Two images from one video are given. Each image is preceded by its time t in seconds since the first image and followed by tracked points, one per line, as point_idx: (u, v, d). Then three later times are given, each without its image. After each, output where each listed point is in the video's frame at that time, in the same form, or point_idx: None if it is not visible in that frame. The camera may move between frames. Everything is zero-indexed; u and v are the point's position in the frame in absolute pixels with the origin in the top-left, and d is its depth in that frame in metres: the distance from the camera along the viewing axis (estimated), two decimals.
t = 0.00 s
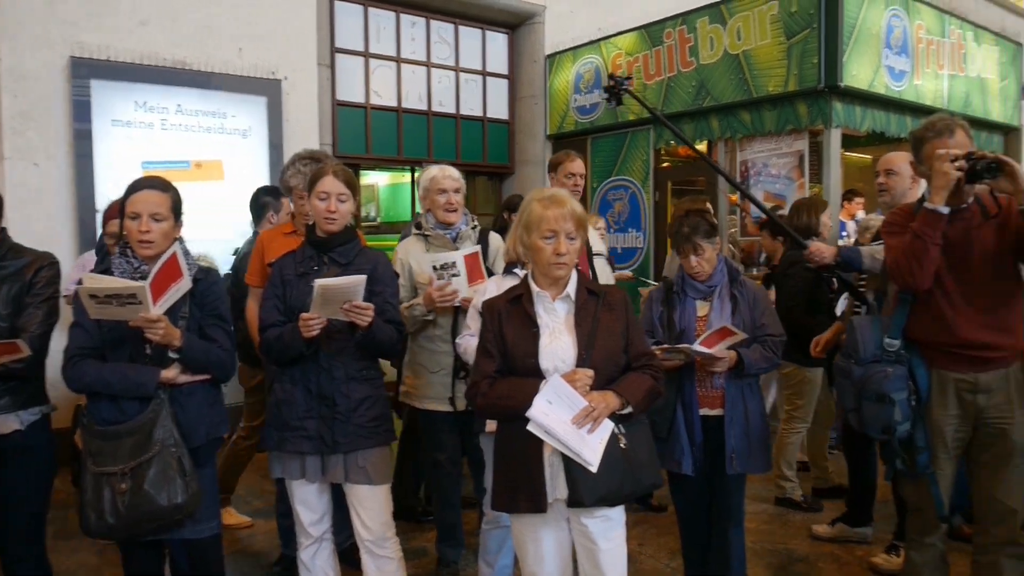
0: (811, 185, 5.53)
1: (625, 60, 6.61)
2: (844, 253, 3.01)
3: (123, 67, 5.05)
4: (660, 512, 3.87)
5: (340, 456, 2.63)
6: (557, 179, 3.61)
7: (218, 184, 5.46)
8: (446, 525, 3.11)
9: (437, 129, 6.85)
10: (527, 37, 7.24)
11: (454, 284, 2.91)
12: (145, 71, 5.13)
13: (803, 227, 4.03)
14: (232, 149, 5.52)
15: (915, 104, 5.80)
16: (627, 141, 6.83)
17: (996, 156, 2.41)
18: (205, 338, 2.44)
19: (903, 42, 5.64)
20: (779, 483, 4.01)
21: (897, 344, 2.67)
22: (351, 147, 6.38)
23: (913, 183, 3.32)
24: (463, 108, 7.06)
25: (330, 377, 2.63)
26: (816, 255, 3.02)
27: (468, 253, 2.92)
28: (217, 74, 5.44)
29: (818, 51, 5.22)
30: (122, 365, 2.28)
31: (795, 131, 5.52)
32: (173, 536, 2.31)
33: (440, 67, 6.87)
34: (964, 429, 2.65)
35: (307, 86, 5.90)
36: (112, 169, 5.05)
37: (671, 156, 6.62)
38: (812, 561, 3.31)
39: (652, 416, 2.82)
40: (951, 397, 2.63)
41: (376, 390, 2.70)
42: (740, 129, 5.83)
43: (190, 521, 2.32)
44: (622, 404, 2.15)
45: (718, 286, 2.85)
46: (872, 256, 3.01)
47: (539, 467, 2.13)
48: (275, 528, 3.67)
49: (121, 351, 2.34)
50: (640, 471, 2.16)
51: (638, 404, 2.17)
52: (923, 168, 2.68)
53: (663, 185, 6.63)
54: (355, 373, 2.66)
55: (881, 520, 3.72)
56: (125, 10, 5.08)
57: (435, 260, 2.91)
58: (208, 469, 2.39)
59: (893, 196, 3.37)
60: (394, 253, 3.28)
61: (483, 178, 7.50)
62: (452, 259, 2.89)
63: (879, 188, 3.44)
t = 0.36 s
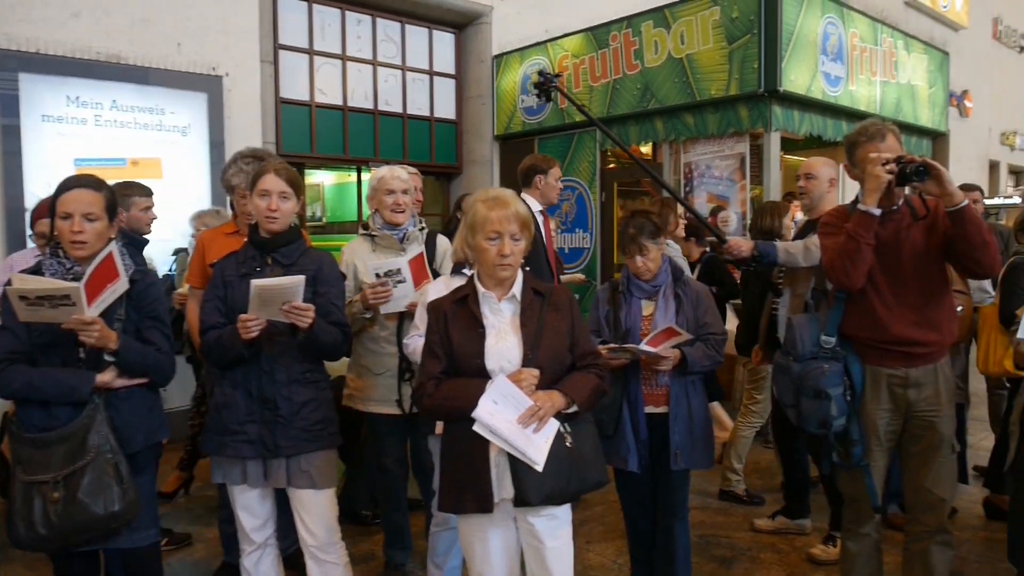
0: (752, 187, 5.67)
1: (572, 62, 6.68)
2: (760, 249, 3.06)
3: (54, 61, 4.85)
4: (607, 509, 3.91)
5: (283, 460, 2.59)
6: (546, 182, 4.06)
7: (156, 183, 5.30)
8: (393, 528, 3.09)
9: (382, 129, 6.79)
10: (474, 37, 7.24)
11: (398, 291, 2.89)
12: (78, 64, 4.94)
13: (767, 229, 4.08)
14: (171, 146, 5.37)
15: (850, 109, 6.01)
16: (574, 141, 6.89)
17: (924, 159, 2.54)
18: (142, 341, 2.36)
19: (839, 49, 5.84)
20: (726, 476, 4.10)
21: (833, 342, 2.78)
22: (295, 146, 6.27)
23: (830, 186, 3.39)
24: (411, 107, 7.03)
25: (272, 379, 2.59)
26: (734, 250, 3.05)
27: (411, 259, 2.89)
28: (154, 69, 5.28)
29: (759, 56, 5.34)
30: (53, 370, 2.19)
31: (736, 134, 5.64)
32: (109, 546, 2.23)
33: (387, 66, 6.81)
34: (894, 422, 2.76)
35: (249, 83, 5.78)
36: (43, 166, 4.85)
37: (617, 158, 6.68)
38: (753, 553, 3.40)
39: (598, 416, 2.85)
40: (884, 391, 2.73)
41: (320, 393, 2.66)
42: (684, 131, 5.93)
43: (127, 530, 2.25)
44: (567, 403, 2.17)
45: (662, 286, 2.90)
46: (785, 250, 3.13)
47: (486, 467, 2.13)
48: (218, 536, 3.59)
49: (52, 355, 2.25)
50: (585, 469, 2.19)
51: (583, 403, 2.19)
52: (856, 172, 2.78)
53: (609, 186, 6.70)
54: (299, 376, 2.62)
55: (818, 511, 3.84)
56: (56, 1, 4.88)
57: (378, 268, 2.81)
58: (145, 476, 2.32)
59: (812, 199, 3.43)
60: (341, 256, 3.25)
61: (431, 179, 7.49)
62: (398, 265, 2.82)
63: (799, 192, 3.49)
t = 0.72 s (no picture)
0: (718, 187, 5.73)
1: (540, 63, 6.72)
2: (704, 241, 3.25)
3: (9, 56, 4.71)
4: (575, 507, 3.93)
5: (249, 463, 2.56)
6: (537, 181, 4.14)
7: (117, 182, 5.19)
8: (362, 530, 3.07)
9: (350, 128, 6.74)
10: (442, 37, 7.22)
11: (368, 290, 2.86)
12: (35, 60, 4.81)
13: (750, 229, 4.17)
14: (133, 145, 5.27)
15: (813, 112, 6.12)
16: (542, 141, 6.85)
17: (884, 162, 2.59)
18: (102, 343, 2.32)
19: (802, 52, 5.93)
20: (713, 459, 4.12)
21: (796, 340, 2.83)
22: (261, 145, 6.19)
23: (776, 190, 3.42)
24: (378, 106, 6.99)
25: (237, 381, 2.55)
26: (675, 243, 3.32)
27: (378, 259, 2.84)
28: (115, 66, 5.16)
29: (725, 59, 5.40)
30: (8, 374, 2.13)
31: (702, 136, 5.69)
32: (68, 553, 2.18)
33: (354, 65, 6.76)
34: (855, 419, 2.82)
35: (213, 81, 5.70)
36: None
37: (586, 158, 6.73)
38: (719, 549, 3.45)
39: (566, 415, 2.86)
40: (846, 389, 2.79)
41: (286, 395, 2.63)
42: (651, 133, 5.99)
43: (87, 537, 2.21)
44: (536, 402, 2.17)
45: (630, 285, 2.93)
46: (727, 243, 3.26)
47: (454, 467, 2.13)
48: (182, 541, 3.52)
49: (8, 358, 2.19)
50: (553, 468, 2.20)
51: (551, 402, 2.20)
52: (818, 174, 2.83)
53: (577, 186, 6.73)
54: (264, 377, 2.59)
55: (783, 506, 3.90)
56: None
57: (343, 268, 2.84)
58: (107, 481, 2.28)
59: (759, 202, 3.47)
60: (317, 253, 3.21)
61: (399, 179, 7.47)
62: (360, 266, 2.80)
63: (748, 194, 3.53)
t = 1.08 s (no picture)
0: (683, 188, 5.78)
1: (507, 63, 6.72)
2: (649, 240, 3.25)
3: None
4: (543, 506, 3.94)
5: (212, 466, 2.52)
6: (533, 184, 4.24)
7: (73, 181, 5.07)
8: (328, 533, 3.04)
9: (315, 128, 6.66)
10: (408, 36, 7.18)
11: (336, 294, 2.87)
12: None
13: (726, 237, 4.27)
14: (90, 143, 5.14)
15: (775, 114, 6.24)
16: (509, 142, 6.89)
17: (842, 164, 2.65)
18: (58, 346, 2.26)
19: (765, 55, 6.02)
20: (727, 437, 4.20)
21: (759, 339, 2.87)
22: (223, 144, 6.09)
23: (724, 190, 3.49)
24: (343, 105, 6.93)
25: (199, 383, 2.51)
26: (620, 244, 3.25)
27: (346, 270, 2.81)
28: (71, 62, 5.03)
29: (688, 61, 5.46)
30: None
31: (667, 137, 5.75)
32: (22, 561, 2.13)
33: (319, 63, 6.69)
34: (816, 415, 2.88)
35: (174, 78, 5.60)
36: None
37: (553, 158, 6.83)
38: (683, 544, 3.49)
39: (534, 415, 2.86)
40: (807, 386, 2.84)
41: (250, 396, 2.60)
42: (617, 134, 6.04)
43: (42, 544, 2.15)
44: (503, 402, 2.18)
45: (596, 285, 2.94)
46: (672, 241, 3.26)
47: (420, 468, 2.12)
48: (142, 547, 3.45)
49: None
50: (520, 467, 2.20)
51: (518, 402, 2.21)
52: (780, 173, 2.88)
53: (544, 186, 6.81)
54: (228, 379, 2.55)
55: (748, 502, 3.96)
56: None
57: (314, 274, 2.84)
58: (63, 487, 2.22)
59: (708, 203, 3.54)
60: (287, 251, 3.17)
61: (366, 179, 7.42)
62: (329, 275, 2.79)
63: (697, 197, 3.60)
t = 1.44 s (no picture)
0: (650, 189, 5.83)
1: (475, 63, 6.71)
2: (595, 244, 3.23)
3: None
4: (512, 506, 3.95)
5: (176, 470, 2.47)
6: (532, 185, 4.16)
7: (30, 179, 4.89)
8: (295, 537, 3.00)
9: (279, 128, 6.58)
10: (375, 35, 7.14)
11: (300, 298, 2.98)
12: None
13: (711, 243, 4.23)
14: (47, 140, 4.96)
15: (740, 116, 6.32)
16: (478, 142, 6.90)
17: (806, 166, 2.68)
18: (13, 349, 2.20)
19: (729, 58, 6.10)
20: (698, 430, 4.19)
21: (724, 338, 2.91)
22: (186, 143, 5.99)
23: (672, 191, 3.47)
24: (310, 104, 6.86)
25: (163, 386, 2.46)
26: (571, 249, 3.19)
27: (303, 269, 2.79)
28: (28, 58, 4.85)
29: (655, 63, 5.51)
30: None
31: (634, 138, 5.79)
32: None
33: (284, 61, 6.61)
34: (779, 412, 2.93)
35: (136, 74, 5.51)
36: None
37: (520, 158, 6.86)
38: (650, 541, 3.52)
39: (502, 415, 2.86)
40: (771, 384, 2.88)
41: (215, 398, 2.55)
42: (584, 134, 6.07)
43: None
44: (470, 403, 2.18)
45: (564, 285, 2.95)
46: (619, 246, 3.27)
47: (389, 470, 2.11)
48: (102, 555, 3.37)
49: None
50: (488, 467, 2.20)
51: (485, 403, 2.21)
52: (746, 174, 2.91)
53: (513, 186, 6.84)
54: (192, 381, 2.50)
55: (715, 499, 4.01)
56: None
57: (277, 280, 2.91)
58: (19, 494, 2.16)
59: (656, 204, 3.52)
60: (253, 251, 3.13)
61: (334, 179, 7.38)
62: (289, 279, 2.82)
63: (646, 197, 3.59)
